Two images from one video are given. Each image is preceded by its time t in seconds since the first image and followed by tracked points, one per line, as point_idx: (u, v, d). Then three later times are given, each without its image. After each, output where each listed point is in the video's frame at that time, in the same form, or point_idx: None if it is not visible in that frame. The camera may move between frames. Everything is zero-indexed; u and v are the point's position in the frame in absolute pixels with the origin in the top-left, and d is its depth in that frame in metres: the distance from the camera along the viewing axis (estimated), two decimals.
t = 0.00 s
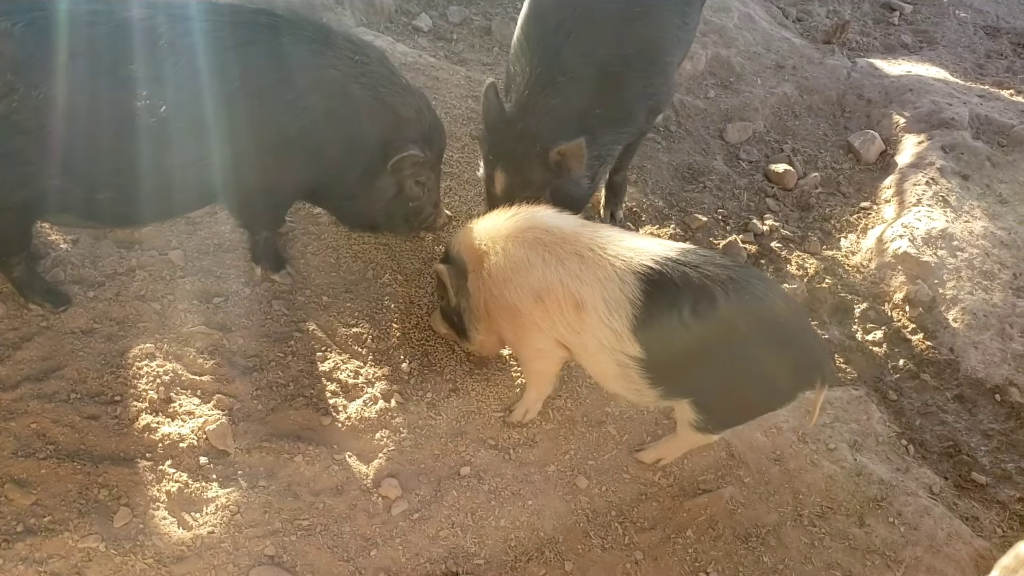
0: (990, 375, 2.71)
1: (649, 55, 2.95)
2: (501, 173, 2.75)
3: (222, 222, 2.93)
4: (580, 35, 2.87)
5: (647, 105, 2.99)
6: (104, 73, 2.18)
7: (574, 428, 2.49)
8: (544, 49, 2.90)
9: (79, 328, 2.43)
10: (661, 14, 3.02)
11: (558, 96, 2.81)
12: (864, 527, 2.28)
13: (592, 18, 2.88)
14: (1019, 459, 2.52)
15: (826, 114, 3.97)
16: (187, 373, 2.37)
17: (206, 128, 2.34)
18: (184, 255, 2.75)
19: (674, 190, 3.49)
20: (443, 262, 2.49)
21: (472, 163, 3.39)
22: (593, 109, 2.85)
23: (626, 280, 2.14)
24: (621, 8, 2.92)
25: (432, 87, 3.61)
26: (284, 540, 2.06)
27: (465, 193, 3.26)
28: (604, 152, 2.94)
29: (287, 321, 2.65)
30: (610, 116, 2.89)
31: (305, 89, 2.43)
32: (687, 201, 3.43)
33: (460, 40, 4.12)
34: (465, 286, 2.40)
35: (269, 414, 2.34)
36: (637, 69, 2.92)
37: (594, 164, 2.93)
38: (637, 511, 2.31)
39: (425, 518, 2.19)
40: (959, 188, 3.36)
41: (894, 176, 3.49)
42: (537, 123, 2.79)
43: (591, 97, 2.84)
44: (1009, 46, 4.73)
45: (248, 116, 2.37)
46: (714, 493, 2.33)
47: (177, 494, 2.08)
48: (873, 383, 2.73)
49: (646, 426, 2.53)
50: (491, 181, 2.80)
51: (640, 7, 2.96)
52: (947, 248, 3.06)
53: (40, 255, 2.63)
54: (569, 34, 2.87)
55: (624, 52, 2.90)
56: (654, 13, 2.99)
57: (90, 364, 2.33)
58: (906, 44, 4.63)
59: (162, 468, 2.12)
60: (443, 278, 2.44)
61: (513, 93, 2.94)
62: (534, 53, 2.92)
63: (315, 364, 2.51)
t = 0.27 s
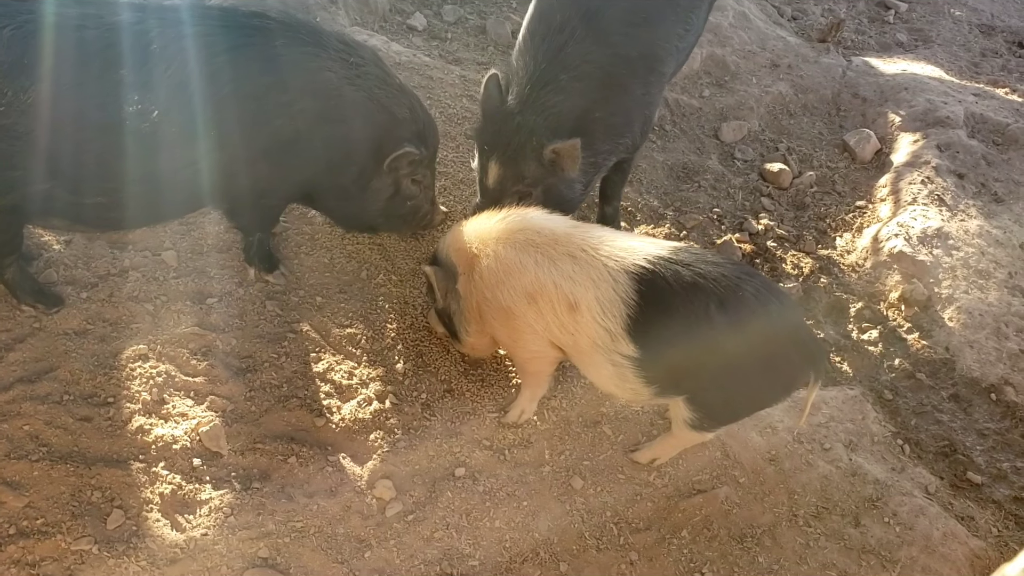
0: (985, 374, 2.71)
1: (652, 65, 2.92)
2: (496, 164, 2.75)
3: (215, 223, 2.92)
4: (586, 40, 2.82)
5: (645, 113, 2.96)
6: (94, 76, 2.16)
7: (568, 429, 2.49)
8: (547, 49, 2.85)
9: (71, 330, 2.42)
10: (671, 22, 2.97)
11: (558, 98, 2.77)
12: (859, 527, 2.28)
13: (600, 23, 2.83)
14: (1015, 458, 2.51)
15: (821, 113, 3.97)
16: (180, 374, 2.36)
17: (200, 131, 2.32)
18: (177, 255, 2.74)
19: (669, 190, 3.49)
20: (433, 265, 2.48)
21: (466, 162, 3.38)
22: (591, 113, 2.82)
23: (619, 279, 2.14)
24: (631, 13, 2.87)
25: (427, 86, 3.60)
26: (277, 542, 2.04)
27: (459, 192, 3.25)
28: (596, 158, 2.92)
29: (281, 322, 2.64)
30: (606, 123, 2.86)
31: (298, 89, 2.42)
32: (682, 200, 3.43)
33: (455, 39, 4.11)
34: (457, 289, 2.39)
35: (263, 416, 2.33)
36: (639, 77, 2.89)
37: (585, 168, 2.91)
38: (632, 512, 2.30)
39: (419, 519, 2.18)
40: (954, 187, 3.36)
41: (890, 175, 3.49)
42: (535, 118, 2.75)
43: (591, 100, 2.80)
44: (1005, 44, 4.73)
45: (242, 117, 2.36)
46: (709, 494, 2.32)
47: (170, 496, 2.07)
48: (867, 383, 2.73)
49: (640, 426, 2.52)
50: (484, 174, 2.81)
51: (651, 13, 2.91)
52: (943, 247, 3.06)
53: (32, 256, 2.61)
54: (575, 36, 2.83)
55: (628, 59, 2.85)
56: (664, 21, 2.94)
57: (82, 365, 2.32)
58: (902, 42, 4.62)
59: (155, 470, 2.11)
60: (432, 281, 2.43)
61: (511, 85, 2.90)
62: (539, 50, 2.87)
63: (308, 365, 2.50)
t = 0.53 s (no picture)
0: (983, 371, 2.70)
1: (668, 85, 2.92)
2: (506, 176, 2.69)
3: (213, 223, 2.92)
4: (603, 52, 2.84)
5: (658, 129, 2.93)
6: (89, 76, 2.17)
7: (566, 427, 2.48)
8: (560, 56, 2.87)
9: (68, 331, 2.41)
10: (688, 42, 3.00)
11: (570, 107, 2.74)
12: (858, 525, 2.27)
13: (619, 37, 2.86)
14: (1013, 455, 2.51)
15: (819, 111, 3.96)
16: (177, 374, 2.36)
17: (196, 131, 2.32)
18: (174, 256, 2.73)
19: (667, 188, 3.48)
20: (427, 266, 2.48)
21: (464, 161, 3.37)
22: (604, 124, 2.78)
23: (615, 280, 2.13)
24: (649, 32, 2.90)
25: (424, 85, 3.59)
26: (275, 542, 2.03)
27: (457, 191, 3.24)
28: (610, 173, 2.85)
29: (278, 322, 2.63)
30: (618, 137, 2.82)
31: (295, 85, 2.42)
32: (680, 198, 3.42)
33: (452, 37, 4.10)
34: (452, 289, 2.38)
35: (260, 416, 2.33)
36: (654, 94, 2.88)
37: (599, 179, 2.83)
38: (630, 510, 2.29)
39: (417, 519, 2.18)
40: (952, 183, 3.35)
41: (887, 172, 3.48)
42: (542, 120, 2.72)
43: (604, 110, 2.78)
44: (1003, 41, 4.72)
45: (238, 117, 2.36)
46: (707, 492, 2.32)
47: (168, 497, 2.07)
48: (866, 380, 2.72)
49: (638, 425, 2.52)
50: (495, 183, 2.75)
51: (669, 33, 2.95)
52: (941, 244, 3.05)
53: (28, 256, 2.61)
54: (593, 47, 2.85)
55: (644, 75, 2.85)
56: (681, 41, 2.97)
57: (79, 366, 2.31)
58: (899, 39, 4.62)
59: (152, 471, 2.11)
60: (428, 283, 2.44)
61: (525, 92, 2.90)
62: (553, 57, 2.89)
63: (306, 365, 2.50)
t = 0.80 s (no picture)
0: (983, 364, 2.70)
1: (687, 98, 2.91)
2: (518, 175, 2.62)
3: (212, 223, 2.92)
4: (624, 61, 2.83)
5: (674, 140, 2.91)
6: (85, 77, 2.16)
7: (566, 424, 2.48)
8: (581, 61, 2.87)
9: (67, 332, 2.41)
10: (713, 56, 2.99)
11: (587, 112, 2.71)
12: (859, 519, 2.28)
13: (640, 47, 2.86)
14: (1012, 449, 2.52)
15: (817, 106, 3.95)
16: (176, 374, 2.36)
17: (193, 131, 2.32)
18: (173, 256, 2.73)
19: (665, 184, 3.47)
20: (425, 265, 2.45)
21: (462, 159, 3.37)
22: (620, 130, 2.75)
23: (617, 281, 2.12)
24: (671, 44, 2.90)
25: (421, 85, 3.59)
26: (276, 541, 2.04)
27: (456, 188, 3.24)
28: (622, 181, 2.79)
29: (277, 321, 2.63)
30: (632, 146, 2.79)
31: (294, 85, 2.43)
32: (679, 193, 3.41)
33: (449, 35, 4.09)
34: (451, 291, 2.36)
35: (260, 415, 2.33)
36: (672, 105, 2.87)
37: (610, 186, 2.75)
38: (631, 507, 2.29)
39: (418, 517, 2.18)
40: (951, 177, 3.35)
41: (886, 167, 3.47)
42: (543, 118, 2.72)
43: (620, 115, 2.75)
44: (1001, 34, 4.71)
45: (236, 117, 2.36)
46: (709, 488, 2.32)
47: (169, 497, 2.06)
48: (866, 374, 2.71)
49: (639, 421, 2.52)
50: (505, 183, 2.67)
51: (693, 45, 2.94)
52: (940, 238, 3.05)
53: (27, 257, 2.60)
54: (614, 55, 2.85)
55: (663, 86, 2.85)
56: (705, 54, 2.96)
57: (79, 367, 2.31)
58: (898, 33, 4.61)
59: (152, 471, 2.11)
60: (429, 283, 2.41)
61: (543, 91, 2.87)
62: (573, 61, 2.89)
63: (306, 364, 2.50)
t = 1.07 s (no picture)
0: (987, 357, 2.70)
1: (694, 104, 2.89)
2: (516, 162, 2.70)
3: (215, 226, 2.93)
4: (631, 63, 2.83)
5: (677, 143, 2.89)
6: (88, 84, 2.17)
7: (571, 423, 2.48)
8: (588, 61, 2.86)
9: (71, 337, 2.42)
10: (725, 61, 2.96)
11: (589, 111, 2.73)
12: (864, 513, 2.28)
13: (649, 49, 2.86)
14: (1018, 441, 2.52)
15: (818, 101, 3.95)
16: (181, 377, 2.36)
17: (196, 133, 2.35)
18: (176, 260, 2.74)
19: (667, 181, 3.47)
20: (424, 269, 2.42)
21: (463, 159, 3.37)
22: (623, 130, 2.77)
23: (618, 281, 2.13)
24: (680, 48, 2.88)
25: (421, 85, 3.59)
26: (282, 543, 2.05)
27: (457, 188, 3.24)
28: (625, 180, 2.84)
29: (280, 323, 2.64)
30: (634, 145, 2.81)
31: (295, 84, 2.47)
32: (681, 189, 3.40)
33: (449, 36, 4.09)
34: (452, 293, 2.35)
35: (265, 416, 2.33)
36: (678, 109, 2.85)
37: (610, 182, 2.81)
38: (636, 504, 2.29)
39: (424, 517, 2.18)
40: (953, 170, 3.35)
41: (887, 161, 3.46)
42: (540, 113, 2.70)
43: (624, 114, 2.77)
44: (1001, 26, 4.70)
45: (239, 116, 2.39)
46: (714, 484, 2.32)
47: (175, 500, 2.07)
48: (870, 368, 2.71)
49: (643, 419, 2.52)
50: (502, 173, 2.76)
51: (704, 48, 2.91)
52: (942, 232, 3.05)
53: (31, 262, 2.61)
54: (622, 55, 2.84)
55: (670, 88, 2.83)
56: (716, 59, 2.93)
57: (84, 372, 2.31)
58: (897, 27, 4.61)
59: (158, 474, 2.11)
60: (429, 288, 2.37)
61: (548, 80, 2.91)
62: (580, 62, 2.88)
63: (310, 365, 2.50)
